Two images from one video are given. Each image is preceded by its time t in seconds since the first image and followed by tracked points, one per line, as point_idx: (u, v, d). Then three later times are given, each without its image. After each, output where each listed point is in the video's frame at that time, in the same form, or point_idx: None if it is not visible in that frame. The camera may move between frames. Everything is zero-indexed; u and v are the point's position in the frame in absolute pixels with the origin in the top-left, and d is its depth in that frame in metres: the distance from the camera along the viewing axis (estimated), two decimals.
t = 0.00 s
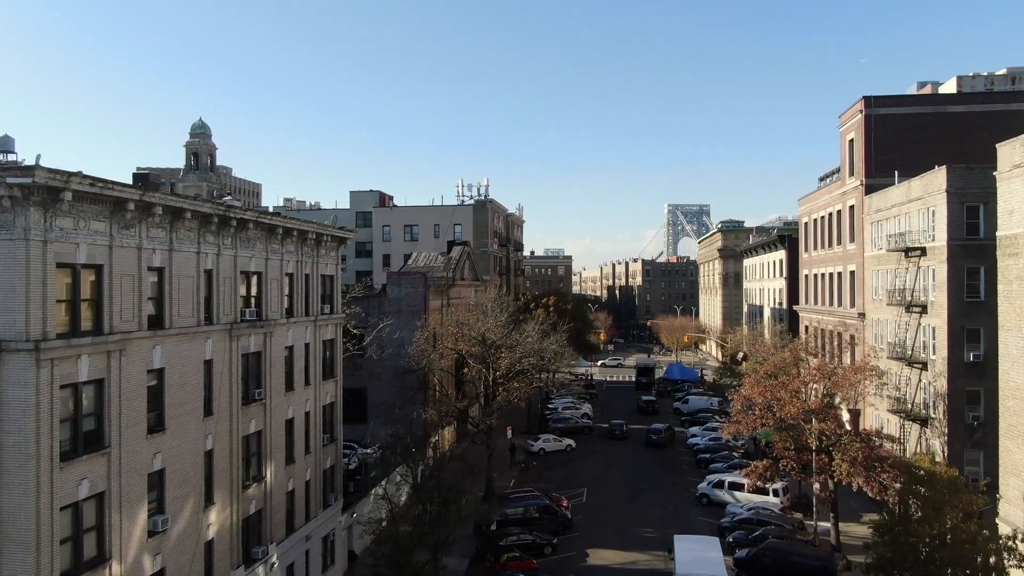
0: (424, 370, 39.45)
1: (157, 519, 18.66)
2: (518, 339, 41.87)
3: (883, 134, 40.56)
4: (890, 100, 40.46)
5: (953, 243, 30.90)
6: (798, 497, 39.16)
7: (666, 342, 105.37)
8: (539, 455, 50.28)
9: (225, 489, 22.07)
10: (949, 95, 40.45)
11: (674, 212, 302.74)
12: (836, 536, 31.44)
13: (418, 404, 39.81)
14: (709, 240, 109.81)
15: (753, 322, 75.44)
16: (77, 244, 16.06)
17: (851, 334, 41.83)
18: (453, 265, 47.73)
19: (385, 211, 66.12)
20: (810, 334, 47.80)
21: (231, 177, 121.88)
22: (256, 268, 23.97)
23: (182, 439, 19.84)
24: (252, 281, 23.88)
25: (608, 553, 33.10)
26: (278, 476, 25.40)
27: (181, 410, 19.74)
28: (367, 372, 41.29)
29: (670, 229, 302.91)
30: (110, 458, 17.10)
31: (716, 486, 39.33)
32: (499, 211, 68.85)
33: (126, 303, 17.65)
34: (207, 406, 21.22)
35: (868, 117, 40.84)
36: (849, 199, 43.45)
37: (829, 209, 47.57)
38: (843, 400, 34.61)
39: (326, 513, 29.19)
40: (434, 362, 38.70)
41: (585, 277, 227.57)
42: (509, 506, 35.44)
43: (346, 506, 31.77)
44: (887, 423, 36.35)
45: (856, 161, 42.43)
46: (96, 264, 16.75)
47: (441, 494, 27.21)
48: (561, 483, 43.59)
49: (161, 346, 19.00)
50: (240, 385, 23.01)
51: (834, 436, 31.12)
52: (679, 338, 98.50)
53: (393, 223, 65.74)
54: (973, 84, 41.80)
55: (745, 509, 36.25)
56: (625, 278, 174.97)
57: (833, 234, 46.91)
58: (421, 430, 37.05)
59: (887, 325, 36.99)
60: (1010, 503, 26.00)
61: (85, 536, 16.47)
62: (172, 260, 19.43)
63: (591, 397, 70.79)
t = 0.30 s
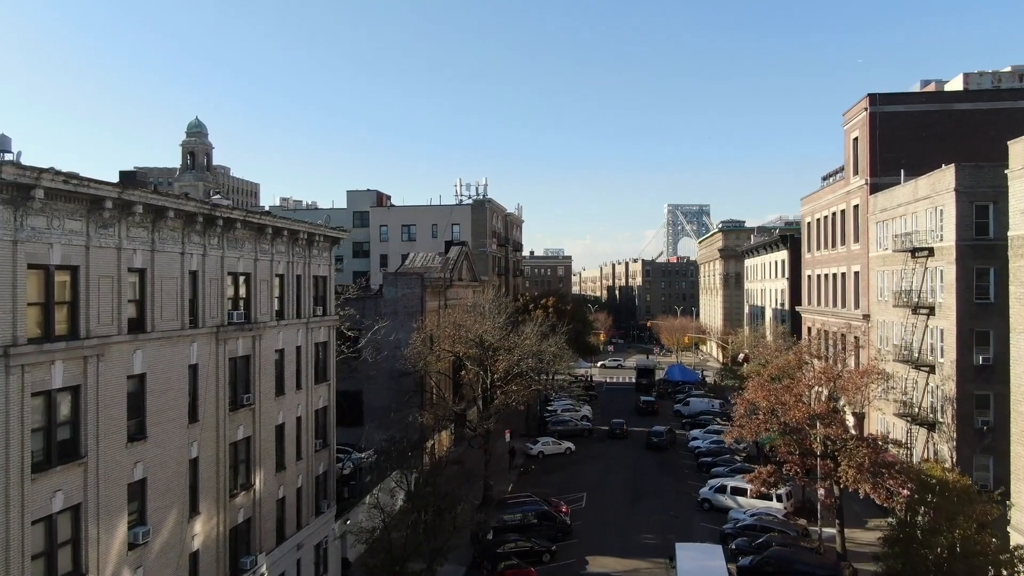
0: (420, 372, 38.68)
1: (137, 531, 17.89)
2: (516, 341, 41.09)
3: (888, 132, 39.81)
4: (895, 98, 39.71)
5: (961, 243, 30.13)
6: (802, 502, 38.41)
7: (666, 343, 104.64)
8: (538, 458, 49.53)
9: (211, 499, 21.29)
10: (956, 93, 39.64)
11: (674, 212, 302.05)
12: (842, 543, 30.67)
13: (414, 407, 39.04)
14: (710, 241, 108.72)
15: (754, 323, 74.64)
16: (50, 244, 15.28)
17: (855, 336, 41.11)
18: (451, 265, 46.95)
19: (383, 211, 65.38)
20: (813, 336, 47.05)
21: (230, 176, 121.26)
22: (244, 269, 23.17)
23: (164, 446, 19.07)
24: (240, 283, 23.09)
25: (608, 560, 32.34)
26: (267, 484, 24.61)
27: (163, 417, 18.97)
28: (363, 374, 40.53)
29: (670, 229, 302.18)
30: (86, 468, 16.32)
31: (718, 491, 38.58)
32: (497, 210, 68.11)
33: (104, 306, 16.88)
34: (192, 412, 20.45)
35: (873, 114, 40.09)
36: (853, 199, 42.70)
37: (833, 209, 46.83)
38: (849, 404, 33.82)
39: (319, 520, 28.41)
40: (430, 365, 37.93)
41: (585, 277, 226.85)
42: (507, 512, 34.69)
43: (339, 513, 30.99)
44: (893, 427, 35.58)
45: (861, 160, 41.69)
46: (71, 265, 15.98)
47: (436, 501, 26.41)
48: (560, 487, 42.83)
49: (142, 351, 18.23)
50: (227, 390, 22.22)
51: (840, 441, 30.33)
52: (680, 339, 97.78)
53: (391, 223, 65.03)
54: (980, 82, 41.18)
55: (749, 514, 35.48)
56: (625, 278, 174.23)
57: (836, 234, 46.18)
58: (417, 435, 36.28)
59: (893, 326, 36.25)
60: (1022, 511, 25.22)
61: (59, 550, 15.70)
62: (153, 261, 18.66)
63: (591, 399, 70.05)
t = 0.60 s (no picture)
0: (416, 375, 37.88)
1: (116, 544, 17.12)
2: (514, 343, 40.32)
3: (893, 130, 39.04)
4: (900, 95, 38.93)
5: (970, 244, 29.34)
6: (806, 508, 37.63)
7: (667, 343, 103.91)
8: (537, 461, 48.77)
9: (196, 509, 20.49)
10: (962, 90, 38.98)
11: (673, 212, 301.35)
12: (848, 551, 29.88)
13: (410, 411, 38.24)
14: (710, 241, 107.95)
15: (756, 324, 73.84)
16: (19, 245, 14.50)
17: (859, 338, 40.38)
18: (448, 266, 46.16)
19: (380, 211, 64.58)
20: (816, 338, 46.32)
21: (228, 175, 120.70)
22: (231, 271, 22.37)
23: (145, 455, 18.29)
24: (226, 284, 22.27)
25: (607, 567, 31.56)
26: (256, 492, 23.81)
27: (143, 425, 18.18)
28: (358, 377, 39.86)
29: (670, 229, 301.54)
30: (59, 480, 15.55)
31: (720, 496, 37.83)
32: (496, 210, 67.36)
33: (80, 309, 16.11)
34: (175, 419, 19.66)
35: (878, 112, 39.32)
36: (857, 198, 41.95)
37: (836, 209, 46.06)
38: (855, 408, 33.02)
39: (310, 528, 27.60)
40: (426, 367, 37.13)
41: (585, 277, 226.17)
42: (505, 518, 33.89)
43: (332, 520, 30.19)
44: (899, 432, 34.82)
45: (865, 158, 40.94)
46: (44, 267, 15.21)
47: (431, 510, 25.62)
48: (559, 492, 42.05)
49: (121, 355, 17.45)
50: (213, 396, 21.42)
51: (846, 447, 29.55)
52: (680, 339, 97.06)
53: (388, 223, 64.24)
54: (987, 79, 40.05)
55: (751, 520, 34.74)
56: (625, 279, 173.51)
57: (840, 234, 45.44)
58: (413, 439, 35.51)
59: (899, 328, 35.52)
60: None
61: (30, 566, 14.94)
62: (133, 262, 17.87)
63: (590, 401, 69.30)
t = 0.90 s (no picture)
0: (412, 378, 37.14)
1: (92, 559, 16.34)
2: (512, 345, 39.57)
3: (898, 128, 38.29)
4: (905, 92, 38.18)
5: (980, 244, 28.59)
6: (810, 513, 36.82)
7: (667, 344, 103.24)
8: (535, 465, 47.99)
9: (179, 519, 19.69)
10: (968, 87, 38.24)
11: (673, 212, 300.78)
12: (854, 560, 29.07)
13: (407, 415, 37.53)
14: (711, 241, 107.28)
15: (757, 325, 73.06)
16: None
17: (864, 340, 39.62)
18: (445, 266, 45.41)
19: (377, 210, 63.80)
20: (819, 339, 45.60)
21: (225, 176, 120.09)
22: (217, 272, 21.59)
23: (125, 464, 17.54)
24: (211, 286, 21.47)
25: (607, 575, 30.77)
26: (244, 500, 23.02)
27: (122, 433, 17.41)
28: (353, 380, 39.21)
29: (670, 230, 300.92)
30: (30, 492, 14.78)
31: (722, 501, 37.10)
32: (495, 210, 66.75)
33: (52, 312, 15.34)
34: (157, 426, 18.87)
35: (883, 110, 38.57)
36: (861, 197, 41.17)
37: (840, 208, 45.32)
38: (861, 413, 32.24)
39: (301, 537, 26.81)
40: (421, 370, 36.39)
41: (585, 277, 225.45)
42: (502, 525, 33.10)
43: (324, 528, 29.41)
44: (905, 436, 34.07)
45: (869, 157, 40.19)
46: (13, 269, 14.44)
47: (425, 518, 24.87)
48: (557, 497, 41.27)
49: (98, 361, 16.67)
50: (198, 402, 20.62)
51: (851, 452, 28.79)
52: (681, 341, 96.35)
53: (385, 223, 63.48)
54: (993, 75, 39.49)
55: (754, 527, 33.97)
56: (625, 279, 172.84)
57: (843, 234, 44.71)
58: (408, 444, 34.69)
59: (905, 330, 34.78)
60: None
61: None
62: (111, 263, 17.10)
63: (590, 403, 68.54)
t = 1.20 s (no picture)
0: (408, 381, 36.37)
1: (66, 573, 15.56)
2: (510, 347, 38.80)
3: (904, 125, 37.49)
4: (911, 89, 37.39)
5: (990, 244, 27.79)
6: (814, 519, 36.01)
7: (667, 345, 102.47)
8: (534, 469, 47.19)
9: (160, 531, 18.88)
10: (975, 84, 37.46)
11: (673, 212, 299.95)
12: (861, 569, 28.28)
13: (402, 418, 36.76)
14: (711, 242, 106.51)
15: (759, 326, 72.24)
16: None
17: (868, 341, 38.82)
18: (442, 267, 44.63)
19: (374, 210, 63.05)
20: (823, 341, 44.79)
21: (222, 175, 119.44)
22: (202, 273, 20.80)
23: (102, 474, 16.76)
24: (196, 288, 20.69)
25: None
26: (231, 509, 22.23)
27: (99, 443, 16.64)
28: (348, 383, 38.46)
29: (670, 230, 300.15)
30: None
31: (725, 507, 36.33)
32: (495, 207, 66.38)
33: (21, 315, 14.54)
34: (137, 434, 18.09)
35: (888, 107, 37.78)
36: (865, 196, 40.38)
37: (843, 208, 44.53)
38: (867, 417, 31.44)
39: (292, 546, 26.01)
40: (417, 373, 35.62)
41: (584, 278, 224.63)
42: (499, 531, 32.30)
43: (316, 536, 28.61)
44: (913, 441, 33.29)
45: (874, 155, 39.39)
46: None
47: (419, 527, 24.08)
48: (556, 501, 40.47)
49: (72, 367, 15.88)
50: (181, 409, 19.83)
51: (857, 458, 28.02)
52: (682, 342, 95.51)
53: (382, 222, 62.75)
54: (1001, 72, 38.71)
55: (757, 533, 33.16)
56: (625, 279, 172.04)
57: (847, 234, 43.90)
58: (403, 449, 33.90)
59: (912, 332, 33.99)
60: None
61: None
62: (87, 264, 16.32)
63: (590, 405, 67.72)
